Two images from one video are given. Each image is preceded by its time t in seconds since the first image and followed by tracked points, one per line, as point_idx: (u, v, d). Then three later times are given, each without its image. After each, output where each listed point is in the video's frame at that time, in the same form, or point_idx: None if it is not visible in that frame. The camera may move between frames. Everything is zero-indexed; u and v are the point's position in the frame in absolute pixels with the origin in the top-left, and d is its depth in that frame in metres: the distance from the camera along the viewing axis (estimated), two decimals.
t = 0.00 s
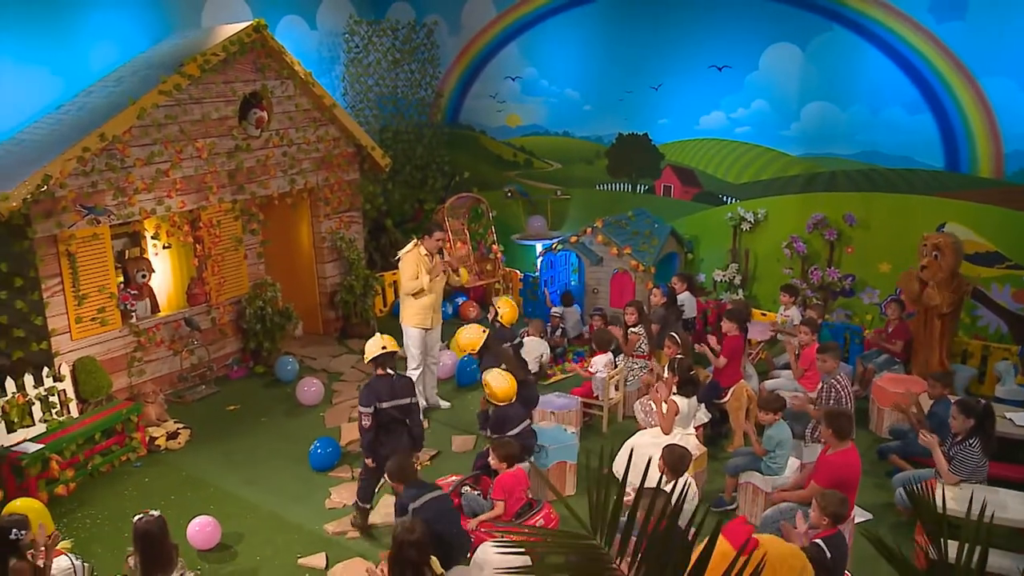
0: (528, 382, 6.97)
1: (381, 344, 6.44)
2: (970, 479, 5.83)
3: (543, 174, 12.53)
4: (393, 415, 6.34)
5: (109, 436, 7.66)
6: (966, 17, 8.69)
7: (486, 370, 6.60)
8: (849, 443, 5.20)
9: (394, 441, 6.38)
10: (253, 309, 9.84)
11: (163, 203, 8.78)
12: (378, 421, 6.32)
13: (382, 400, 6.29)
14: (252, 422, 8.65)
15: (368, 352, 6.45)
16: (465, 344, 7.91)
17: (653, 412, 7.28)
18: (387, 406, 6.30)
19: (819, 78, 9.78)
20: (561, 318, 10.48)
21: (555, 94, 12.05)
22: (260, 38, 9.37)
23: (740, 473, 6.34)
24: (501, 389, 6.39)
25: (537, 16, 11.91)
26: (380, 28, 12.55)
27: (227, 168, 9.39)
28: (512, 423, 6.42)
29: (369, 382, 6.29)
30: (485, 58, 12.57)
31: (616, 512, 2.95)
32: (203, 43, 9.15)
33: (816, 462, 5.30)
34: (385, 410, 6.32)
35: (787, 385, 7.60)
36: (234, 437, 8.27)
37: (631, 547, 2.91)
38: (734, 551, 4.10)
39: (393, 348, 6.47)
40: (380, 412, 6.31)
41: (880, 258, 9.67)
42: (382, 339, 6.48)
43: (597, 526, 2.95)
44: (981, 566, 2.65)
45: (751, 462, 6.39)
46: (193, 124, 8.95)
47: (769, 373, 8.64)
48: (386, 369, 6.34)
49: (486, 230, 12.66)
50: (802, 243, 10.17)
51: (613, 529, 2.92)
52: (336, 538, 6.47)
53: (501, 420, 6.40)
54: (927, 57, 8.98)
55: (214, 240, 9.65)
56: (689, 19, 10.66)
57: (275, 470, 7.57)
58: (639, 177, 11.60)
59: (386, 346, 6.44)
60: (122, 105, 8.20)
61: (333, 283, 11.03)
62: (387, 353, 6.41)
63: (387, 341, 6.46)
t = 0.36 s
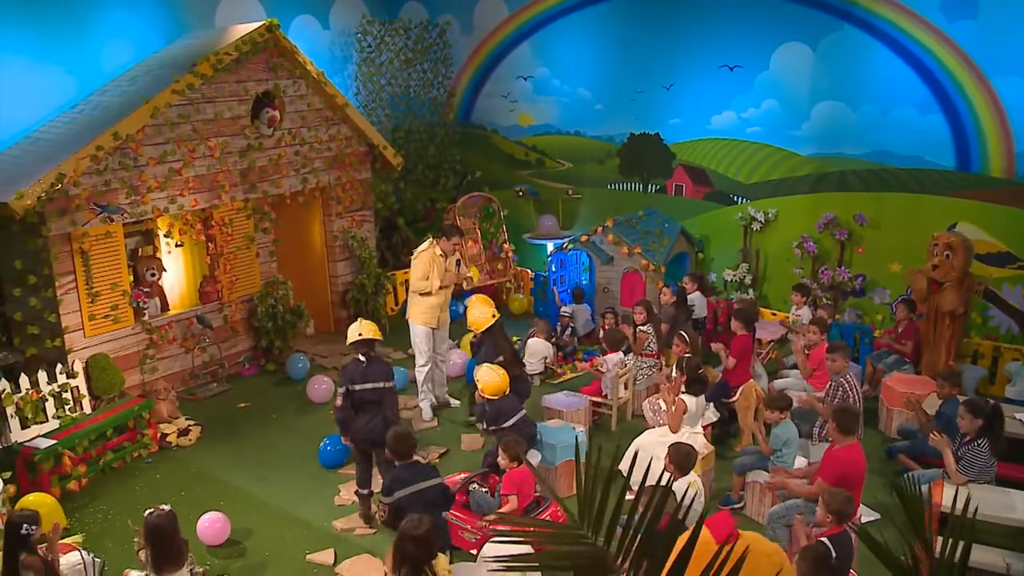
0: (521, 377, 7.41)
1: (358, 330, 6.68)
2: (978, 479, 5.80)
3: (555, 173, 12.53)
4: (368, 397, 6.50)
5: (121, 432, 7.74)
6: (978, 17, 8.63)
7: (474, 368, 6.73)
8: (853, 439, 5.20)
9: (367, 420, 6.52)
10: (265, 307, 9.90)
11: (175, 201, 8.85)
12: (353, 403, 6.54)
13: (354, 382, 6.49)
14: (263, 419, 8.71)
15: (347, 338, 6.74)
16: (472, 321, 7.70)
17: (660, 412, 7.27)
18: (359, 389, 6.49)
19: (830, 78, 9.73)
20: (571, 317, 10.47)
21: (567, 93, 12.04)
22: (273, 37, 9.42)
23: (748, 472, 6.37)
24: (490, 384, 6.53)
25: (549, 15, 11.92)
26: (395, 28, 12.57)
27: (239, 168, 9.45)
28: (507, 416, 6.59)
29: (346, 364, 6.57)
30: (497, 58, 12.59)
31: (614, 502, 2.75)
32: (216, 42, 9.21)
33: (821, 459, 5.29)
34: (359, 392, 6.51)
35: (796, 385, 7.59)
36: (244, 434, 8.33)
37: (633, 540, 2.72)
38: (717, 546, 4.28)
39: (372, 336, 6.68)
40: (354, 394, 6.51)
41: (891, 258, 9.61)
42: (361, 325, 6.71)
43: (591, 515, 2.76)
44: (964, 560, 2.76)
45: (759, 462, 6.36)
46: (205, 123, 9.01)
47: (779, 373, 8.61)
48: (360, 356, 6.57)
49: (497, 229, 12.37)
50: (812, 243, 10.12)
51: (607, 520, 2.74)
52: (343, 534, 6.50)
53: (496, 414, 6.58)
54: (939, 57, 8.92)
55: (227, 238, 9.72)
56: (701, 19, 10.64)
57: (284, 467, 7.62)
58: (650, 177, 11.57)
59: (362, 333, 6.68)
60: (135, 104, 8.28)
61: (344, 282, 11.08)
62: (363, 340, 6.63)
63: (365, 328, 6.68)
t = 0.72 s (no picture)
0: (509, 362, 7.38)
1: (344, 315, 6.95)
2: (972, 475, 5.83)
3: (552, 172, 12.55)
4: (352, 382, 6.71)
5: (117, 431, 7.76)
6: (972, 15, 8.66)
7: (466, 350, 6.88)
8: (843, 435, 5.23)
9: (353, 403, 6.78)
10: (261, 306, 9.93)
11: (172, 200, 8.86)
12: (339, 389, 6.74)
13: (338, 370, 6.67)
14: (259, 417, 8.73)
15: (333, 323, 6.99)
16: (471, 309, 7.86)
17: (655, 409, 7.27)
18: (342, 376, 6.68)
19: (826, 76, 9.75)
20: (567, 317, 10.48)
21: (564, 92, 12.06)
22: (269, 36, 9.44)
23: (742, 470, 6.41)
24: (479, 367, 6.65)
25: (546, 14, 11.93)
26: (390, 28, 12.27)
27: (235, 166, 9.46)
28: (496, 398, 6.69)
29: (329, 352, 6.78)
30: (494, 57, 12.60)
31: (594, 497, 2.71)
32: (212, 42, 9.22)
33: (814, 454, 5.32)
34: (344, 379, 6.70)
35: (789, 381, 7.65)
36: (240, 433, 8.34)
37: (613, 534, 2.67)
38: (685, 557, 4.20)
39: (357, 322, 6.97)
40: (338, 380, 6.71)
41: (886, 256, 9.64)
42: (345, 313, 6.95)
43: (572, 510, 2.73)
44: (939, 552, 2.72)
45: (752, 459, 6.41)
46: (201, 122, 9.02)
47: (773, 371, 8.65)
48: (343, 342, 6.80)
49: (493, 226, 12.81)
50: (808, 240, 10.14)
51: (587, 512, 2.72)
52: (338, 532, 6.52)
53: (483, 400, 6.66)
54: (933, 54, 8.95)
55: (223, 237, 9.73)
56: (697, 17, 10.65)
57: (280, 465, 7.64)
58: (646, 175, 11.59)
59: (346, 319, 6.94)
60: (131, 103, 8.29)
61: (340, 280, 11.08)
62: (347, 326, 6.88)
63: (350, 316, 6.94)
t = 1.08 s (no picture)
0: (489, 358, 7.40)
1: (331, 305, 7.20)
2: (964, 472, 5.85)
3: (546, 170, 12.56)
4: (342, 365, 7.06)
5: (111, 429, 7.76)
6: (964, 13, 8.70)
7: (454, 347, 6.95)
8: (835, 433, 5.26)
9: (341, 386, 7.14)
10: (255, 305, 9.93)
11: (165, 199, 8.85)
12: (329, 371, 7.04)
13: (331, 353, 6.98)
14: (253, 416, 8.73)
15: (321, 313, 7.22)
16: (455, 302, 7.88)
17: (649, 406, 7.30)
18: (335, 360, 7.00)
19: (819, 74, 9.78)
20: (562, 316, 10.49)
21: (558, 91, 12.06)
22: (262, 35, 9.43)
23: (734, 467, 6.47)
24: (465, 363, 6.72)
25: (540, 12, 11.94)
26: (384, 25, 12.38)
27: (228, 165, 9.46)
28: (480, 394, 6.83)
29: (320, 337, 7.07)
30: (488, 55, 12.60)
31: (578, 494, 2.72)
32: (205, 40, 9.21)
33: (806, 452, 5.34)
34: (336, 363, 7.02)
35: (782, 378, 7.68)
36: (234, 431, 8.35)
37: (597, 529, 2.70)
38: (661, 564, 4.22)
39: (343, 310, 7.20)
40: (331, 364, 7.01)
41: (878, 254, 9.67)
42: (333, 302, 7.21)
43: (559, 504, 2.74)
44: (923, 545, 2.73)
45: (745, 456, 6.44)
46: (195, 120, 9.02)
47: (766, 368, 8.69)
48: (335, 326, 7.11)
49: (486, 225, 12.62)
50: (801, 238, 10.15)
51: (572, 508, 2.74)
52: (333, 530, 6.54)
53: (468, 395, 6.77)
54: (925, 52, 8.99)
55: (217, 236, 9.72)
56: (691, 16, 10.67)
57: (274, 463, 7.64)
58: (640, 173, 11.61)
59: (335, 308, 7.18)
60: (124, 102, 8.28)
61: (335, 279, 11.08)
62: (335, 312, 7.14)
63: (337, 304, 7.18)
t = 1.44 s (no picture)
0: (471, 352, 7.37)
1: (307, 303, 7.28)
2: (965, 472, 5.85)
3: (546, 170, 12.55)
4: (314, 365, 7.17)
5: (110, 428, 7.75)
6: (965, 13, 8.70)
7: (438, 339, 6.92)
8: (835, 433, 5.26)
9: (315, 384, 7.27)
10: (255, 304, 9.92)
11: (165, 198, 8.85)
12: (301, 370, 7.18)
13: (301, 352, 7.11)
14: (253, 415, 8.72)
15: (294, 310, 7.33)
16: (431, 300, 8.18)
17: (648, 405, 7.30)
18: (305, 359, 7.13)
19: (819, 74, 9.78)
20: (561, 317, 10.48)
21: (557, 90, 12.06)
22: (262, 34, 9.42)
23: (735, 466, 6.46)
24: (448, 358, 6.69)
25: (539, 12, 11.93)
26: (383, 25, 12.37)
27: (228, 164, 9.45)
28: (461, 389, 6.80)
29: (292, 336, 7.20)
30: (487, 55, 12.60)
31: (581, 492, 2.69)
32: (204, 40, 9.20)
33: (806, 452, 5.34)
34: (307, 361, 7.15)
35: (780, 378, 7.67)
36: (233, 431, 8.34)
37: (598, 526, 2.69)
38: None
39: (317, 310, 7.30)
40: (302, 362, 7.15)
41: (878, 254, 9.67)
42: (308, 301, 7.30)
43: (561, 501, 2.72)
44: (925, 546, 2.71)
45: (745, 456, 6.44)
46: (194, 119, 9.01)
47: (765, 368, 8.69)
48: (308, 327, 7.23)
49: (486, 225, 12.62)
50: (801, 238, 10.14)
51: (574, 504, 2.72)
52: (332, 529, 6.54)
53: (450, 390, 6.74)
54: (925, 51, 8.99)
55: (216, 236, 9.71)
56: (690, 15, 10.67)
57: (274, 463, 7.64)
58: (640, 173, 11.61)
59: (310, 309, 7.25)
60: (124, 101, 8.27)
61: (334, 279, 11.07)
62: (310, 314, 7.21)
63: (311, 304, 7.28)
